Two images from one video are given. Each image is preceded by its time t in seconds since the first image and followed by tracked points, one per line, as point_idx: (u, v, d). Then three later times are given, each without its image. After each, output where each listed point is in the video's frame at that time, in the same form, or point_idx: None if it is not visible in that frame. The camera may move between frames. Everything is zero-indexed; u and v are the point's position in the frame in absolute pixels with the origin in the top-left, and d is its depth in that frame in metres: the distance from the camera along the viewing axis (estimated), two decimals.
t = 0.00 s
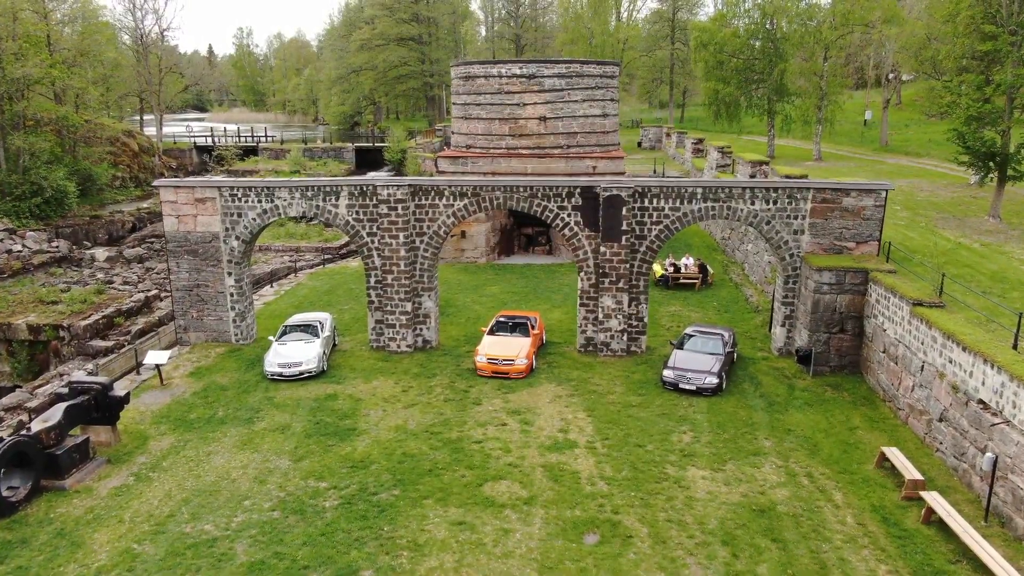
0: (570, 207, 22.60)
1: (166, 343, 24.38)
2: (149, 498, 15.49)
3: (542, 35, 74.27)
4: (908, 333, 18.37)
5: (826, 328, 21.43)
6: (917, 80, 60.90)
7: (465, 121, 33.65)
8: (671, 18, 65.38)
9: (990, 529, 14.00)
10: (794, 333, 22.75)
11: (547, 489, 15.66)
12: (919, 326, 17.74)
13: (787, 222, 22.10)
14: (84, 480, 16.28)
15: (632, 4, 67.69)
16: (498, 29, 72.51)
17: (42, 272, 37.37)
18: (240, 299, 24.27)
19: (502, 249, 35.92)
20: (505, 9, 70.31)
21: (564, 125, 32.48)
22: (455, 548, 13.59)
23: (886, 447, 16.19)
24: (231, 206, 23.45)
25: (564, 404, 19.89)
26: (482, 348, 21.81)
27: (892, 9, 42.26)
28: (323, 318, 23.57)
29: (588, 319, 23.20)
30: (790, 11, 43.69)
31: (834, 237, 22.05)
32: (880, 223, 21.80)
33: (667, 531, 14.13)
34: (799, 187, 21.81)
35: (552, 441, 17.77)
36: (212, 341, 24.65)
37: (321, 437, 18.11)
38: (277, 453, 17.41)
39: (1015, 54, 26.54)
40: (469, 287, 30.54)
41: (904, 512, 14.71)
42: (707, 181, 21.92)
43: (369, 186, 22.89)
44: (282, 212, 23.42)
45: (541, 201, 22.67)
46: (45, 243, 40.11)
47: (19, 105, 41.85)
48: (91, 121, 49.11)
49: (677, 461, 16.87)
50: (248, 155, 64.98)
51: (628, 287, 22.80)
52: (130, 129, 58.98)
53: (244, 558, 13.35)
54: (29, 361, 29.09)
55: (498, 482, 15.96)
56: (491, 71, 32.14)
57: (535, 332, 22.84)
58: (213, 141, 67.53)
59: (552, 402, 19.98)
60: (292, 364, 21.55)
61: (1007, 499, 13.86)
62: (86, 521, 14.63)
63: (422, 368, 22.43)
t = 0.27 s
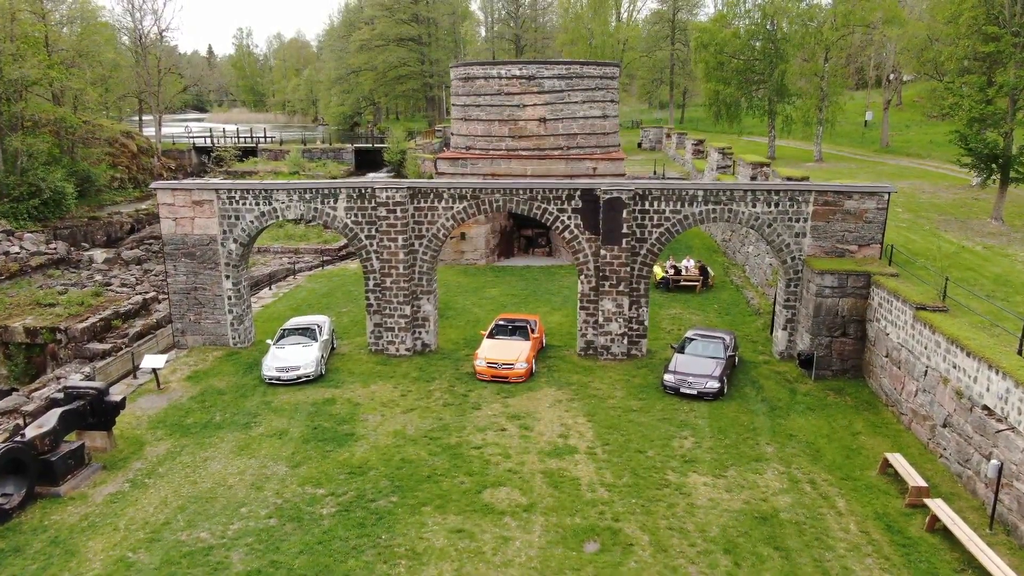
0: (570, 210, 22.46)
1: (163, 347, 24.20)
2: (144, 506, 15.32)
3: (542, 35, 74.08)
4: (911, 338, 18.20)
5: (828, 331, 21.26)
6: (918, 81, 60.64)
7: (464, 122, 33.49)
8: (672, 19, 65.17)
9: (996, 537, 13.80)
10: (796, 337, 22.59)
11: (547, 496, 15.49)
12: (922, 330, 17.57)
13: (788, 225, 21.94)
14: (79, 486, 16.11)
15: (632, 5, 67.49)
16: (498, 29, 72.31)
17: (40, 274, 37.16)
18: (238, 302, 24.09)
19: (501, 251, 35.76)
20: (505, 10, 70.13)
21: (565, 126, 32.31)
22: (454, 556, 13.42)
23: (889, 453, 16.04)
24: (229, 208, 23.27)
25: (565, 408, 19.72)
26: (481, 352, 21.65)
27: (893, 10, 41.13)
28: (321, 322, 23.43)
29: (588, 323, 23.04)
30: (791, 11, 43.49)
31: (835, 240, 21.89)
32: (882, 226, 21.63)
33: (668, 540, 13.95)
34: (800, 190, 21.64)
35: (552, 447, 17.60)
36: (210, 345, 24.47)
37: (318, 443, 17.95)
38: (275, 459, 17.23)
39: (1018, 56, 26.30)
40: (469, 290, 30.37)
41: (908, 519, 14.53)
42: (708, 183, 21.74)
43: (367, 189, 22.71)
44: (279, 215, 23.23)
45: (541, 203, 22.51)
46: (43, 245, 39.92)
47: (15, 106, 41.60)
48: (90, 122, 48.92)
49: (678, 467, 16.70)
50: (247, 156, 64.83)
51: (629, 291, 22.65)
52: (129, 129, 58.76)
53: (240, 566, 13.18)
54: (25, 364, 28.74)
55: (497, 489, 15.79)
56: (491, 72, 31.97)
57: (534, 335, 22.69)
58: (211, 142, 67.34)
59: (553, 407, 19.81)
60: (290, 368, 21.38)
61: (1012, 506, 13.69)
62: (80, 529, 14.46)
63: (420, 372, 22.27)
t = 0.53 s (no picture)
0: (570, 212, 22.29)
1: (159, 350, 24.01)
2: (139, 512, 15.13)
3: (542, 36, 73.91)
4: (914, 342, 18.02)
5: (830, 335, 21.08)
6: (919, 81, 60.43)
7: (464, 123, 33.31)
8: (672, 19, 64.99)
9: (1001, 545, 13.62)
10: (798, 340, 22.42)
11: (546, 503, 15.31)
12: (925, 334, 17.40)
13: (790, 228, 21.76)
14: (74, 492, 15.94)
15: (632, 5, 67.33)
16: (497, 30, 72.12)
17: (37, 275, 36.98)
18: (235, 305, 23.91)
19: (501, 252, 35.60)
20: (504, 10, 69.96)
21: (564, 127, 32.14)
22: (452, 565, 13.24)
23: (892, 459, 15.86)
24: (226, 210, 23.11)
25: (564, 413, 19.55)
26: (480, 356, 21.49)
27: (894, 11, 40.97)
28: (319, 325, 23.26)
29: (587, 327, 22.87)
30: (792, 12, 43.31)
31: (837, 243, 21.71)
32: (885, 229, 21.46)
33: (669, 548, 13.78)
34: (802, 193, 21.46)
35: (551, 453, 17.42)
36: (207, 348, 24.30)
37: (316, 448, 17.77)
38: (272, 465, 17.05)
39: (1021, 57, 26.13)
40: (468, 292, 30.19)
41: (913, 527, 14.35)
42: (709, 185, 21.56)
43: (365, 191, 22.52)
44: (277, 217, 23.05)
45: (540, 206, 22.33)
46: (41, 247, 39.75)
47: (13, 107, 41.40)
48: (88, 123, 48.74)
49: (680, 473, 16.52)
50: (245, 157, 64.68)
51: (629, 294, 22.47)
52: (128, 130, 58.59)
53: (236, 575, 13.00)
54: (22, 367, 28.64)
55: (496, 495, 15.61)
56: (491, 73, 31.79)
57: (533, 339, 22.50)
58: (210, 142, 67.16)
59: (552, 411, 19.64)
60: (287, 372, 21.20)
61: (1018, 514, 13.51)
62: (74, 537, 14.27)
63: (419, 376, 22.10)
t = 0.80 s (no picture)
0: (570, 215, 22.10)
1: (155, 353, 23.83)
2: (133, 520, 14.94)
3: (542, 36, 73.72)
4: (917, 346, 17.83)
5: (832, 339, 20.88)
6: (920, 82, 60.22)
7: (463, 124, 33.12)
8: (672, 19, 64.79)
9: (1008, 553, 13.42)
10: (800, 344, 22.22)
11: (546, 510, 15.11)
12: (929, 338, 17.22)
13: (792, 230, 21.57)
14: (67, 499, 15.75)
15: (632, 5, 67.13)
16: (497, 30, 71.91)
17: (34, 277, 36.77)
18: (233, 309, 23.72)
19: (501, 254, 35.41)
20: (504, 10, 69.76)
21: (565, 129, 31.95)
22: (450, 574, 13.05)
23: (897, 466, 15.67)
24: (223, 212, 22.93)
25: (565, 418, 19.36)
26: (480, 360, 21.30)
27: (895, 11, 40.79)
28: (317, 328, 23.07)
29: (588, 330, 22.68)
30: (793, 12, 43.11)
31: (840, 246, 21.52)
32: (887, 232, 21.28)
33: (671, 556, 13.59)
34: (804, 195, 21.28)
35: (551, 459, 17.23)
36: (204, 351, 24.11)
37: (313, 454, 17.57)
38: (269, 471, 16.85)
39: None
40: (468, 294, 30.01)
41: (917, 535, 14.15)
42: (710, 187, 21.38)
43: (364, 193, 22.35)
44: (275, 220, 22.87)
45: (540, 208, 22.14)
46: (38, 248, 39.57)
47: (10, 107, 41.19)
48: (86, 124, 48.56)
49: (681, 479, 16.32)
50: (245, 157, 64.48)
51: (630, 297, 22.28)
52: (126, 131, 58.40)
53: None
54: (18, 370, 28.45)
55: (495, 503, 15.42)
56: (490, 74, 31.61)
57: (533, 342, 22.30)
58: (210, 143, 66.97)
59: (552, 416, 19.45)
60: (285, 376, 21.01)
61: None
62: (68, 545, 14.09)
63: (418, 380, 21.91)
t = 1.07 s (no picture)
0: (570, 217, 21.91)
1: (151, 356, 23.64)
2: (128, 528, 14.74)
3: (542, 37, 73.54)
4: (921, 351, 17.64)
5: (835, 343, 20.69)
6: (920, 82, 60.03)
7: (463, 126, 32.93)
8: (672, 19, 64.57)
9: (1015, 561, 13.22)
10: (802, 347, 22.03)
11: (546, 518, 14.91)
12: (933, 343, 17.02)
13: (794, 233, 21.38)
14: (61, 507, 15.55)
15: (632, 6, 66.95)
16: (497, 30, 71.73)
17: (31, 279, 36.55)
18: (230, 312, 23.54)
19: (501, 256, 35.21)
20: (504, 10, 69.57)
21: (564, 130, 31.76)
22: None
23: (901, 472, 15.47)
24: (220, 215, 22.73)
25: (565, 423, 19.17)
26: (479, 363, 21.10)
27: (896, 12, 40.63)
28: (316, 331, 22.87)
29: (588, 334, 22.49)
30: (793, 13, 42.91)
31: (842, 250, 21.32)
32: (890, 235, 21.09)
33: (673, 565, 13.39)
34: (806, 198, 21.09)
35: (551, 465, 17.03)
36: (201, 354, 23.92)
37: (310, 460, 17.37)
38: (265, 477, 16.65)
39: None
40: (467, 297, 29.82)
41: (923, 543, 13.95)
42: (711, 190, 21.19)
43: (362, 195, 22.15)
44: (272, 222, 22.68)
45: (539, 210, 21.95)
46: (35, 250, 39.35)
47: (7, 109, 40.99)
48: (84, 125, 48.38)
49: (683, 486, 16.12)
50: (244, 158, 64.28)
51: (630, 301, 22.09)
52: (125, 131, 58.23)
53: None
54: (14, 373, 28.18)
55: (494, 510, 15.21)
56: (490, 75, 31.44)
57: (533, 345, 22.09)
58: (208, 144, 66.75)
59: (552, 421, 19.24)
60: (282, 380, 20.81)
61: None
62: (61, 553, 13.89)
63: (417, 384, 21.70)
